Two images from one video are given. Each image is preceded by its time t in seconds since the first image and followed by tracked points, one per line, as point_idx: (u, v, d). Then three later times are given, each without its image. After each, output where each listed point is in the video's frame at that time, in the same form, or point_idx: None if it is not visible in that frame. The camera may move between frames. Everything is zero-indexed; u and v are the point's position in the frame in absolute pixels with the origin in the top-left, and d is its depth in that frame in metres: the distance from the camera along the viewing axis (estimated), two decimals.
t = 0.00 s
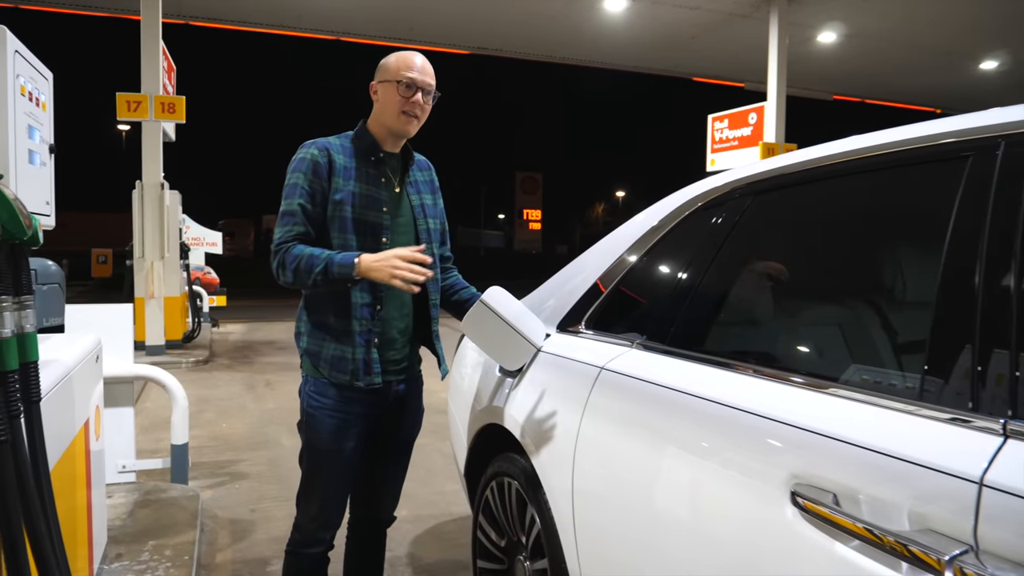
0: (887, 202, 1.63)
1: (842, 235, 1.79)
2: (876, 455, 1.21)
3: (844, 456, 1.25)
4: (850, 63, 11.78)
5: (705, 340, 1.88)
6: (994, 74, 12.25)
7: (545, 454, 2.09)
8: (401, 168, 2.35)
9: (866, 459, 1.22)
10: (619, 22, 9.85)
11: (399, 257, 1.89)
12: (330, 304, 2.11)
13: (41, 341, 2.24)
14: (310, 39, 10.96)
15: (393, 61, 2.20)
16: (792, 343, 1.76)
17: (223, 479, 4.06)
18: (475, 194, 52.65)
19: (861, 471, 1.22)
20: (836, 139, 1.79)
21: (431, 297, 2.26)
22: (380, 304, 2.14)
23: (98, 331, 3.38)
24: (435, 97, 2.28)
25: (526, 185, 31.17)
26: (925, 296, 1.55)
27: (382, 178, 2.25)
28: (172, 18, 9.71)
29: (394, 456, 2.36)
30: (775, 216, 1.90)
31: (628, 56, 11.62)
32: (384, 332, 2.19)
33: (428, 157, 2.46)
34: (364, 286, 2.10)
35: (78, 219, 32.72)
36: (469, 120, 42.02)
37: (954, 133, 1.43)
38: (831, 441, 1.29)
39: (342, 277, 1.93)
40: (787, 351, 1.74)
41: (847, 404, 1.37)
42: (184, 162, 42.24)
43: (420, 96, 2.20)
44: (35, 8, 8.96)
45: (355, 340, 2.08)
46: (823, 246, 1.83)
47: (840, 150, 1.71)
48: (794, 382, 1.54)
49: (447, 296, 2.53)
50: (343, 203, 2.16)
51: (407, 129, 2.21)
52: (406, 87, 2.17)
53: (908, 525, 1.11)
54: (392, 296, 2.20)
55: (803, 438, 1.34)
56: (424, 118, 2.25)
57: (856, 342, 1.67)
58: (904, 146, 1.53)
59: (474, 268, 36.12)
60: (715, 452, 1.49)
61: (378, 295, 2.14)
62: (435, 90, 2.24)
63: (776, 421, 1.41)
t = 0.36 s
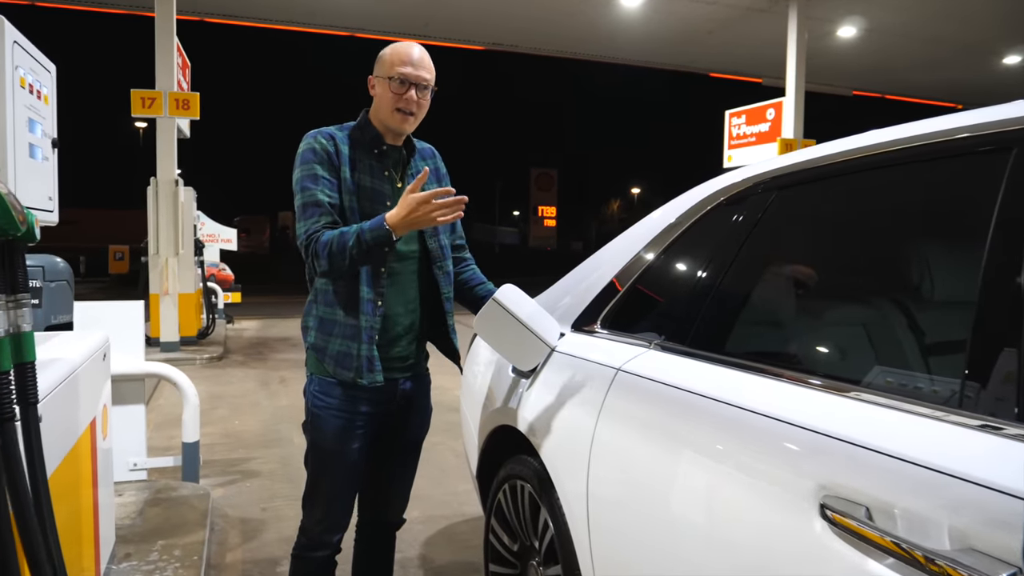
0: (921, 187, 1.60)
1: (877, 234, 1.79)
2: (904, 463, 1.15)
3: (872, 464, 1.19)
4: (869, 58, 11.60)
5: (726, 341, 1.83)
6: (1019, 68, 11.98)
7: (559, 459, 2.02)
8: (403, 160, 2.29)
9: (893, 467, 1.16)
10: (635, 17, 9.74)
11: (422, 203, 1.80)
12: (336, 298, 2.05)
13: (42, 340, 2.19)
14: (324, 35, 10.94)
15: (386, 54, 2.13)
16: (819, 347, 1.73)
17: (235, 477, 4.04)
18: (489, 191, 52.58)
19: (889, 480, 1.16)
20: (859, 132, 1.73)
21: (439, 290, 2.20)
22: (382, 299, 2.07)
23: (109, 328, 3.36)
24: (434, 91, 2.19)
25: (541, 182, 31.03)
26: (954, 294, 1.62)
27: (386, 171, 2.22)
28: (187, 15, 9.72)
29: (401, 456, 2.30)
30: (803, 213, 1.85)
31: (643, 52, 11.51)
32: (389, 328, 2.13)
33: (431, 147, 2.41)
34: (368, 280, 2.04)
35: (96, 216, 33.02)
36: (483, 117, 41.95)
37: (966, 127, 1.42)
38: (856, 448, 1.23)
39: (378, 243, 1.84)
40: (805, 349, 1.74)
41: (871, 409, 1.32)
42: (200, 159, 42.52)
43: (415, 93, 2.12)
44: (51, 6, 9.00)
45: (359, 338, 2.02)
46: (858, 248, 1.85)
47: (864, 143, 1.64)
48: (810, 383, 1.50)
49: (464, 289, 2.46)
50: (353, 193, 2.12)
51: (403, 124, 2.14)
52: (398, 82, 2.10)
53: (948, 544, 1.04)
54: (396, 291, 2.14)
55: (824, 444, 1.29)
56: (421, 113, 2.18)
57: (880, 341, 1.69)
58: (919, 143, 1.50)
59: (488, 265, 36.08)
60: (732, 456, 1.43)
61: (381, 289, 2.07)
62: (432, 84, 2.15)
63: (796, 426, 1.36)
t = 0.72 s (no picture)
0: (950, 183, 1.55)
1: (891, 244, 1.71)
2: (931, 470, 1.10)
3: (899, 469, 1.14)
4: (892, 52, 11.40)
5: (752, 341, 1.75)
6: None
7: (578, 466, 1.95)
8: (405, 159, 2.23)
9: (936, 480, 1.09)
10: (653, 13, 9.63)
11: (412, 233, 1.78)
12: (332, 303, 2.02)
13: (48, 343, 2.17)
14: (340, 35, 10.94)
15: (392, 47, 2.10)
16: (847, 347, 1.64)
17: (251, 478, 4.02)
18: (507, 189, 52.52)
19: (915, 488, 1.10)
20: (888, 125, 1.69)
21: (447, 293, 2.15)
22: (384, 303, 2.04)
23: (124, 328, 3.35)
24: (439, 88, 2.14)
25: (559, 180, 30.94)
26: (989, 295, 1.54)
27: (386, 169, 2.15)
28: (206, 16, 9.76)
29: (412, 460, 2.25)
30: (833, 209, 1.77)
31: (661, 49, 11.39)
32: (393, 331, 2.08)
33: (438, 142, 2.34)
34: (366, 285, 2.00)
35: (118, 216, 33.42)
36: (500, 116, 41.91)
37: (991, 119, 1.40)
38: (881, 453, 1.18)
39: (360, 264, 1.84)
40: (828, 350, 1.66)
41: (902, 412, 1.27)
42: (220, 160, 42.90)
43: (417, 85, 2.07)
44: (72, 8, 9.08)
45: (358, 342, 1.99)
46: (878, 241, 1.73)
47: (892, 136, 1.61)
48: (833, 384, 1.45)
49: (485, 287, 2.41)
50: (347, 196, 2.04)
51: (402, 120, 2.09)
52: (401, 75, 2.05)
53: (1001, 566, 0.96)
54: (399, 293, 2.09)
55: (848, 450, 1.23)
56: (424, 110, 2.12)
57: (910, 342, 1.60)
58: (937, 136, 1.49)
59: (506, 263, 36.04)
60: (755, 463, 1.38)
61: (382, 293, 2.03)
62: (436, 79, 2.10)
63: (817, 429, 1.30)
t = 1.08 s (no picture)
0: (991, 184, 1.46)
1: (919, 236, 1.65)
2: (968, 483, 1.06)
3: (934, 481, 1.10)
4: (921, 50, 11.17)
5: (785, 348, 1.67)
6: None
7: (604, 475, 1.90)
8: (422, 156, 2.17)
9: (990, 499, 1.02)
10: (677, 11, 9.52)
11: (419, 251, 1.76)
12: (343, 307, 1.99)
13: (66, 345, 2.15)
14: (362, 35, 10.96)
15: (431, 48, 2.01)
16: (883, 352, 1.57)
17: (272, 478, 4.01)
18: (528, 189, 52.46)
19: (947, 504, 1.06)
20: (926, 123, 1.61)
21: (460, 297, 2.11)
22: (397, 307, 2.00)
23: (145, 327, 3.35)
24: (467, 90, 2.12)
25: (581, 180, 30.83)
26: None
27: (400, 169, 2.09)
28: (229, 17, 9.82)
29: (430, 466, 2.21)
30: (870, 211, 1.69)
31: (685, 47, 11.26)
32: (408, 335, 2.04)
33: (454, 143, 2.29)
34: (376, 289, 1.97)
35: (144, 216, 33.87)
36: (521, 115, 41.87)
37: (1020, 120, 1.35)
38: (917, 466, 1.14)
39: (364, 276, 1.81)
40: (860, 355, 1.59)
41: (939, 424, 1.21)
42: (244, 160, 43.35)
43: (460, 94, 2.05)
44: (98, 10, 9.18)
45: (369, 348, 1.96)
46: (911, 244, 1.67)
47: (932, 134, 1.53)
48: (859, 392, 1.41)
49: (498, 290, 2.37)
50: (355, 199, 2.01)
51: (440, 129, 2.08)
52: (447, 84, 2.01)
53: None
54: (413, 297, 2.04)
55: (876, 461, 1.20)
56: (456, 114, 2.11)
57: (946, 347, 1.55)
58: (969, 136, 1.43)
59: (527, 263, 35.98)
60: (782, 472, 1.34)
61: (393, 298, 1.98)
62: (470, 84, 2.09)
63: (831, 433, 1.30)
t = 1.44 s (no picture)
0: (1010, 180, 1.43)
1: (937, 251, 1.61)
2: (992, 490, 1.04)
3: (953, 487, 1.09)
4: (926, 45, 11.09)
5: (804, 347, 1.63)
6: None
7: (617, 480, 1.85)
8: (430, 154, 2.12)
9: None
10: (680, 7, 9.46)
11: (438, 261, 1.72)
12: (353, 310, 1.94)
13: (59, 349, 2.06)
14: (364, 32, 10.91)
15: (456, 52, 1.95)
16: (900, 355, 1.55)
17: (276, 480, 3.97)
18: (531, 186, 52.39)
19: (963, 509, 1.06)
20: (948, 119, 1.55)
21: (472, 298, 2.07)
22: (409, 310, 1.95)
23: (147, 328, 3.31)
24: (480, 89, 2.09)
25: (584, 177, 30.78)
26: None
27: (410, 167, 2.05)
28: (231, 15, 9.78)
29: (440, 471, 2.16)
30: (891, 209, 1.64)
31: (688, 43, 11.20)
32: (421, 337, 2.00)
33: (460, 142, 2.25)
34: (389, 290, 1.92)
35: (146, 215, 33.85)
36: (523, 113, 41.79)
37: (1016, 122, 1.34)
38: (941, 473, 1.11)
39: (375, 283, 1.77)
40: (881, 357, 1.55)
41: (957, 428, 1.19)
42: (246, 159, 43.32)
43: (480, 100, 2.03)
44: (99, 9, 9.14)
45: (382, 352, 1.91)
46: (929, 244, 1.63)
47: (963, 127, 1.44)
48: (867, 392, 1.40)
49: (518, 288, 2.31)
50: (366, 199, 1.96)
51: (456, 132, 2.05)
52: (470, 91, 1.97)
53: None
54: (425, 299, 2.00)
55: (878, 458, 1.22)
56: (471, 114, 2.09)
57: (965, 347, 1.53)
58: (1000, 132, 1.36)
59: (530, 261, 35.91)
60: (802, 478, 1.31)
61: (408, 300, 1.95)
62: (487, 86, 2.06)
63: (831, 430, 1.32)
